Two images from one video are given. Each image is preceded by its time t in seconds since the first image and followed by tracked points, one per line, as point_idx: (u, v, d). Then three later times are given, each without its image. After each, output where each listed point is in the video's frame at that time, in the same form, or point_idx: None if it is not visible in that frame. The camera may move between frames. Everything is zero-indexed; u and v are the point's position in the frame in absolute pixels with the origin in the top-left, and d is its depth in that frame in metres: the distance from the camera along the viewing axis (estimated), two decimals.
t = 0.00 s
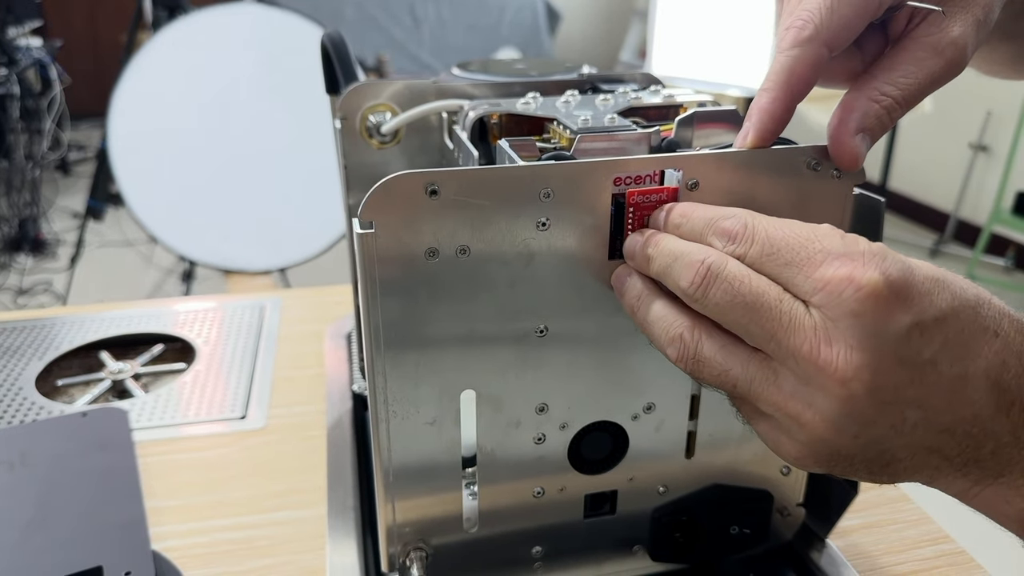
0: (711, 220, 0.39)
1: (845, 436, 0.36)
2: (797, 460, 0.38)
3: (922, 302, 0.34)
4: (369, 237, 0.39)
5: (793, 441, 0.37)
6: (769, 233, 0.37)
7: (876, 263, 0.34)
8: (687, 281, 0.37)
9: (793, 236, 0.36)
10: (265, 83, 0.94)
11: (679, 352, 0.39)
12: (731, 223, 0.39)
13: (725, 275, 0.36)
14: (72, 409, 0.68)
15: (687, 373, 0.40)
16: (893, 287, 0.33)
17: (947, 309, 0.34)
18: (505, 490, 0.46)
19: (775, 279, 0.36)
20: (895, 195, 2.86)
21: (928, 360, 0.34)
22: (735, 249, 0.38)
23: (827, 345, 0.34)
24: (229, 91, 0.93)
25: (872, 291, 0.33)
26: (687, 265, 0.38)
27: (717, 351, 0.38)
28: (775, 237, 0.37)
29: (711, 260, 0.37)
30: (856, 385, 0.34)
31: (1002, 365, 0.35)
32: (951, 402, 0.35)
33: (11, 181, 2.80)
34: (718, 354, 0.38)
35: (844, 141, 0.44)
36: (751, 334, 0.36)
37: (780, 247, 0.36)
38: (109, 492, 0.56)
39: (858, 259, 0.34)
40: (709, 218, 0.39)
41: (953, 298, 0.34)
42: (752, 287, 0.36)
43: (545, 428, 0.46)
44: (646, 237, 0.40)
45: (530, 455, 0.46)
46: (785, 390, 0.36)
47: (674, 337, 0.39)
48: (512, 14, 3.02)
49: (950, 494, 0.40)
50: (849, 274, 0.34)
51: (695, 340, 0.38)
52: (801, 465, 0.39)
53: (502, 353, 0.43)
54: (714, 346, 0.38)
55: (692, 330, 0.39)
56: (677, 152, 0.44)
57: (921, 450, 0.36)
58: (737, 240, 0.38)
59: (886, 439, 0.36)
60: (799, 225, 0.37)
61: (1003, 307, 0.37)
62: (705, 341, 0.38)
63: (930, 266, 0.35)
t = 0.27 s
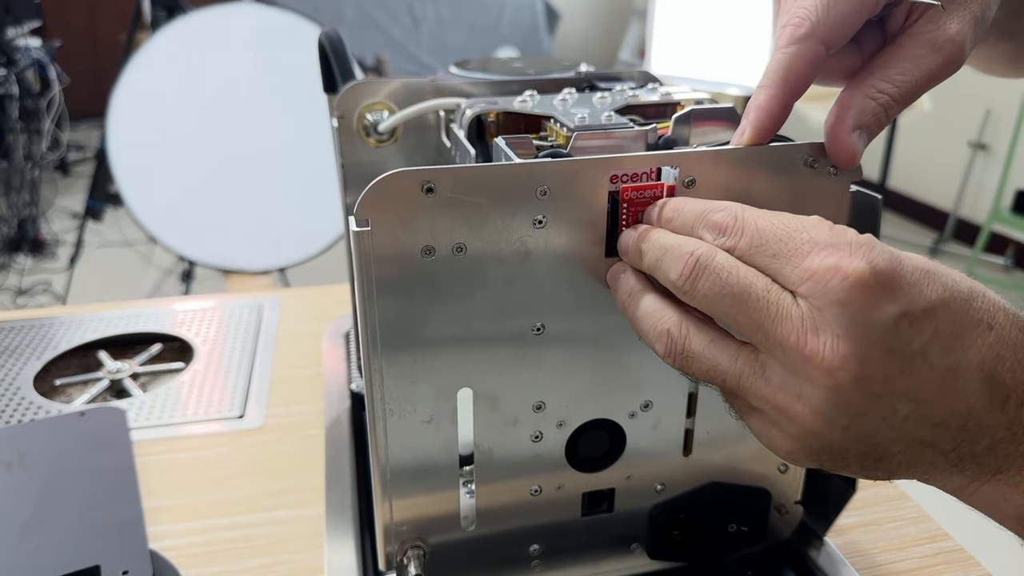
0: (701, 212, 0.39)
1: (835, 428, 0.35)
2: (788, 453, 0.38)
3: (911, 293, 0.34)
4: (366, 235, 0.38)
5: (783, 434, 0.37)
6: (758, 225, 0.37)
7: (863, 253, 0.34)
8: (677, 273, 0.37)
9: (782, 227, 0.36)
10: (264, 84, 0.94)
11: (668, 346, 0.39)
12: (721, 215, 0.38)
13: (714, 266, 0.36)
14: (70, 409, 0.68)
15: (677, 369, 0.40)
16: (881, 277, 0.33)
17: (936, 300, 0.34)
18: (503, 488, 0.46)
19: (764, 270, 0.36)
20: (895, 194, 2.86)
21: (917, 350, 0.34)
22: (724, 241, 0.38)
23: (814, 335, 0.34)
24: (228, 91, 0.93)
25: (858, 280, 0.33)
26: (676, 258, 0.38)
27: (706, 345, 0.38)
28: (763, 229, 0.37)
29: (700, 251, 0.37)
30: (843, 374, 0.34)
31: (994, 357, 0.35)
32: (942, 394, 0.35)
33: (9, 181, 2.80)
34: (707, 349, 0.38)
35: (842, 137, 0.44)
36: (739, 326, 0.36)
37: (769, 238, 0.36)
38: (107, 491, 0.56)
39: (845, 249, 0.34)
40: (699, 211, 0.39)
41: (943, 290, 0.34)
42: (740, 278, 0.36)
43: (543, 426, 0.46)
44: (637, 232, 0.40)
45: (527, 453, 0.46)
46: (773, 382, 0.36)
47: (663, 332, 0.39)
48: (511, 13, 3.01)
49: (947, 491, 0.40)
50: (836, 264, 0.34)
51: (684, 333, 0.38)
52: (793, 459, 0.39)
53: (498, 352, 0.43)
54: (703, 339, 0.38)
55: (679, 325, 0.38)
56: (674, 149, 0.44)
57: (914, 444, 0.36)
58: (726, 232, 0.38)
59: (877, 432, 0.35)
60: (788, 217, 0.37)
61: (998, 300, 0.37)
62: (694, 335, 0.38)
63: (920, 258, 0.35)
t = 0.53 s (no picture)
0: (699, 210, 0.39)
1: (833, 425, 0.35)
2: (787, 451, 0.38)
3: (908, 289, 0.34)
4: (365, 234, 0.38)
5: (782, 432, 0.37)
6: (755, 222, 0.37)
7: (860, 249, 0.34)
8: (674, 271, 0.37)
9: (779, 224, 0.36)
10: (264, 83, 0.94)
11: (664, 345, 0.39)
12: (719, 212, 0.38)
13: (710, 263, 0.36)
14: (69, 409, 0.68)
15: (675, 368, 0.40)
16: (877, 273, 0.33)
17: (934, 296, 0.34)
18: (503, 488, 0.46)
19: (761, 267, 0.36)
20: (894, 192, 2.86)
21: (915, 347, 0.34)
22: (722, 238, 0.38)
23: (811, 332, 0.34)
24: (227, 91, 0.93)
25: (855, 276, 0.33)
26: (673, 256, 0.37)
27: (703, 343, 0.38)
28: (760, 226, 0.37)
29: (697, 248, 0.37)
30: (840, 371, 0.34)
31: (994, 353, 0.35)
32: (940, 390, 0.35)
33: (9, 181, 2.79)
34: (704, 347, 0.38)
35: (842, 136, 0.44)
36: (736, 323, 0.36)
37: (766, 236, 0.36)
38: (107, 491, 0.56)
39: (842, 245, 0.34)
40: (697, 209, 0.39)
41: (941, 286, 0.34)
42: (737, 275, 0.36)
43: (543, 426, 0.46)
44: (635, 232, 0.40)
45: (527, 452, 0.46)
46: (771, 380, 0.36)
47: (660, 330, 0.39)
48: (511, 12, 3.01)
49: (948, 489, 0.40)
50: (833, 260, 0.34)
51: (681, 331, 0.38)
52: (792, 458, 0.38)
53: (497, 351, 0.43)
54: (700, 337, 0.38)
55: (677, 323, 0.38)
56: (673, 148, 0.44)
57: (914, 442, 0.36)
58: (724, 230, 0.38)
59: (876, 429, 0.35)
60: (785, 214, 0.37)
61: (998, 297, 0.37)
62: (691, 334, 0.38)
63: (917, 255, 0.35)
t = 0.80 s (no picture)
0: (702, 210, 0.39)
1: (838, 425, 0.35)
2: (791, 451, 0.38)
3: (913, 288, 0.34)
4: (367, 235, 0.38)
5: (786, 431, 0.37)
6: (758, 222, 0.37)
7: (864, 247, 0.34)
8: (677, 270, 0.37)
9: (783, 223, 0.36)
10: (263, 82, 0.94)
11: (668, 345, 0.39)
12: (722, 212, 0.38)
13: (714, 263, 0.36)
14: (71, 410, 0.68)
15: (679, 368, 0.40)
16: (882, 271, 0.33)
17: (939, 295, 0.34)
18: (506, 488, 0.46)
19: (765, 266, 0.36)
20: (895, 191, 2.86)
21: (920, 345, 0.34)
22: (726, 238, 0.38)
23: (816, 330, 0.34)
24: (226, 90, 0.93)
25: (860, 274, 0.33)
26: (676, 256, 0.37)
27: (707, 342, 0.38)
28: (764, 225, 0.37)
29: (700, 248, 0.37)
30: (845, 369, 0.34)
31: (999, 352, 0.35)
32: (946, 389, 0.35)
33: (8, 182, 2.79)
34: (708, 347, 0.38)
35: (844, 136, 0.44)
36: (741, 322, 0.36)
37: (770, 235, 0.36)
38: (109, 493, 0.56)
39: (847, 243, 0.34)
40: (700, 208, 0.39)
41: (946, 285, 0.34)
42: (741, 274, 0.36)
43: (546, 426, 0.46)
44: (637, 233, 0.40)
45: (530, 453, 0.46)
46: (775, 379, 0.36)
47: (663, 330, 0.39)
48: (510, 12, 3.01)
49: (953, 489, 0.40)
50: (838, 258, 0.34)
51: (685, 331, 0.38)
52: (796, 457, 0.38)
53: (500, 352, 0.43)
54: (703, 337, 0.38)
55: (680, 323, 0.38)
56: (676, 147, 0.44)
57: (919, 441, 0.36)
58: (727, 229, 0.38)
59: (881, 428, 0.35)
60: (788, 213, 0.37)
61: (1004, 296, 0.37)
62: (694, 334, 0.38)
63: (922, 254, 0.35)
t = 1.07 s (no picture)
0: (702, 210, 0.39)
1: (841, 422, 0.35)
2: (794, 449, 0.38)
3: (916, 285, 0.34)
4: (367, 235, 0.38)
5: (789, 429, 0.37)
6: (760, 220, 0.37)
7: (867, 245, 0.34)
8: (678, 270, 0.37)
9: (784, 221, 0.36)
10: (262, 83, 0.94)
11: (670, 343, 0.39)
12: (723, 211, 0.38)
13: (716, 262, 0.36)
14: (71, 410, 0.68)
15: (681, 367, 0.40)
16: (884, 269, 0.33)
17: (943, 292, 0.34)
18: (506, 488, 0.46)
19: (767, 265, 0.36)
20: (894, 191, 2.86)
21: (923, 342, 0.34)
22: (728, 236, 0.38)
23: (819, 328, 0.34)
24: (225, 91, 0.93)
25: (863, 272, 0.33)
26: (678, 256, 0.37)
27: (709, 341, 0.38)
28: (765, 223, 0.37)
29: (702, 247, 0.37)
30: (848, 367, 0.34)
31: (1003, 348, 0.35)
32: (949, 386, 0.35)
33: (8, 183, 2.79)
34: (711, 346, 0.38)
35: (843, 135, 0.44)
36: (743, 321, 0.36)
37: (771, 233, 0.36)
38: (109, 493, 0.56)
39: (849, 241, 0.34)
40: (701, 208, 0.39)
41: (950, 283, 0.34)
42: (743, 273, 0.36)
43: (546, 426, 0.46)
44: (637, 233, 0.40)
45: (530, 452, 0.46)
46: (778, 378, 0.36)
47: (665, 329, 0.39)
48: (510, 12, 3.01)
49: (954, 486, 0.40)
50: (841, 256, 0.34)
51: (686, 330, 0.38)
52: (799, 455, 0.38)
53: (500, 351, 0.43)
54: (705, 336, 0.38)
55: (682, 322, 0.38)
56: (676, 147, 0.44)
57: (922, 438, 0.36)
58: (729, 228, 0.38)
59: (884, 425, 0.35)
60: (789, 211, 0.37)
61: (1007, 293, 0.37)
62: (696, 333, 0.38)
63: (925, 251, 0.35)
